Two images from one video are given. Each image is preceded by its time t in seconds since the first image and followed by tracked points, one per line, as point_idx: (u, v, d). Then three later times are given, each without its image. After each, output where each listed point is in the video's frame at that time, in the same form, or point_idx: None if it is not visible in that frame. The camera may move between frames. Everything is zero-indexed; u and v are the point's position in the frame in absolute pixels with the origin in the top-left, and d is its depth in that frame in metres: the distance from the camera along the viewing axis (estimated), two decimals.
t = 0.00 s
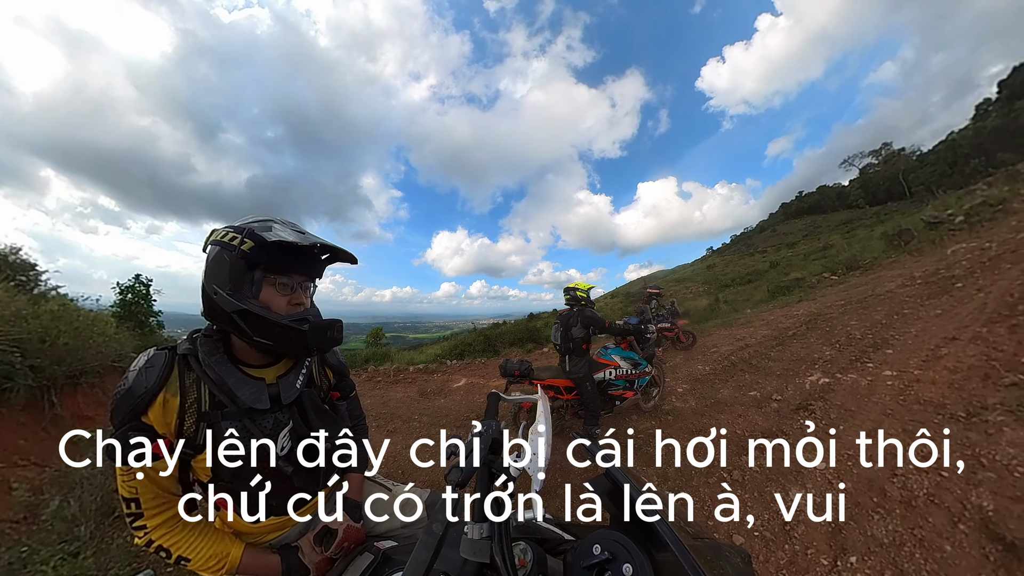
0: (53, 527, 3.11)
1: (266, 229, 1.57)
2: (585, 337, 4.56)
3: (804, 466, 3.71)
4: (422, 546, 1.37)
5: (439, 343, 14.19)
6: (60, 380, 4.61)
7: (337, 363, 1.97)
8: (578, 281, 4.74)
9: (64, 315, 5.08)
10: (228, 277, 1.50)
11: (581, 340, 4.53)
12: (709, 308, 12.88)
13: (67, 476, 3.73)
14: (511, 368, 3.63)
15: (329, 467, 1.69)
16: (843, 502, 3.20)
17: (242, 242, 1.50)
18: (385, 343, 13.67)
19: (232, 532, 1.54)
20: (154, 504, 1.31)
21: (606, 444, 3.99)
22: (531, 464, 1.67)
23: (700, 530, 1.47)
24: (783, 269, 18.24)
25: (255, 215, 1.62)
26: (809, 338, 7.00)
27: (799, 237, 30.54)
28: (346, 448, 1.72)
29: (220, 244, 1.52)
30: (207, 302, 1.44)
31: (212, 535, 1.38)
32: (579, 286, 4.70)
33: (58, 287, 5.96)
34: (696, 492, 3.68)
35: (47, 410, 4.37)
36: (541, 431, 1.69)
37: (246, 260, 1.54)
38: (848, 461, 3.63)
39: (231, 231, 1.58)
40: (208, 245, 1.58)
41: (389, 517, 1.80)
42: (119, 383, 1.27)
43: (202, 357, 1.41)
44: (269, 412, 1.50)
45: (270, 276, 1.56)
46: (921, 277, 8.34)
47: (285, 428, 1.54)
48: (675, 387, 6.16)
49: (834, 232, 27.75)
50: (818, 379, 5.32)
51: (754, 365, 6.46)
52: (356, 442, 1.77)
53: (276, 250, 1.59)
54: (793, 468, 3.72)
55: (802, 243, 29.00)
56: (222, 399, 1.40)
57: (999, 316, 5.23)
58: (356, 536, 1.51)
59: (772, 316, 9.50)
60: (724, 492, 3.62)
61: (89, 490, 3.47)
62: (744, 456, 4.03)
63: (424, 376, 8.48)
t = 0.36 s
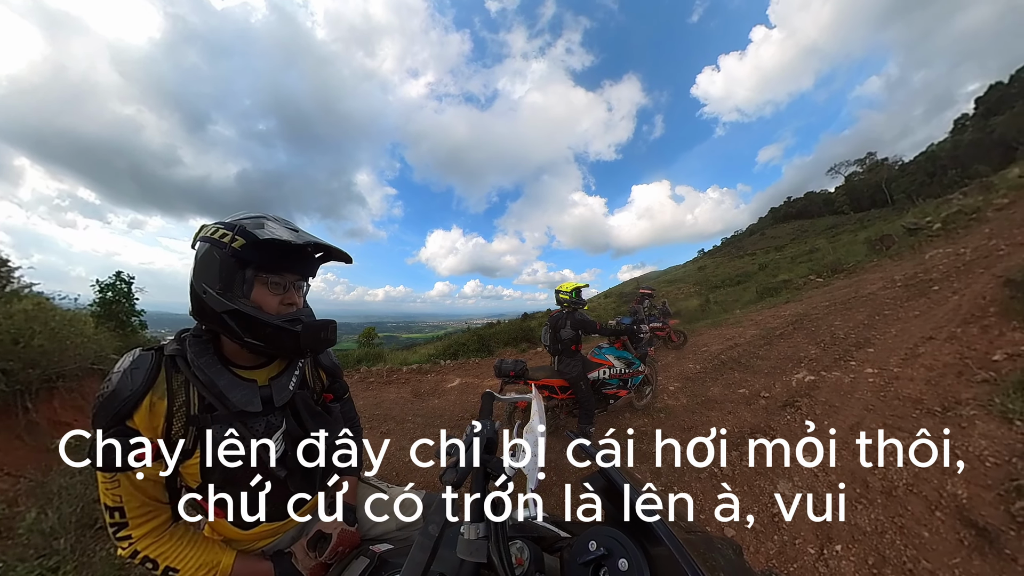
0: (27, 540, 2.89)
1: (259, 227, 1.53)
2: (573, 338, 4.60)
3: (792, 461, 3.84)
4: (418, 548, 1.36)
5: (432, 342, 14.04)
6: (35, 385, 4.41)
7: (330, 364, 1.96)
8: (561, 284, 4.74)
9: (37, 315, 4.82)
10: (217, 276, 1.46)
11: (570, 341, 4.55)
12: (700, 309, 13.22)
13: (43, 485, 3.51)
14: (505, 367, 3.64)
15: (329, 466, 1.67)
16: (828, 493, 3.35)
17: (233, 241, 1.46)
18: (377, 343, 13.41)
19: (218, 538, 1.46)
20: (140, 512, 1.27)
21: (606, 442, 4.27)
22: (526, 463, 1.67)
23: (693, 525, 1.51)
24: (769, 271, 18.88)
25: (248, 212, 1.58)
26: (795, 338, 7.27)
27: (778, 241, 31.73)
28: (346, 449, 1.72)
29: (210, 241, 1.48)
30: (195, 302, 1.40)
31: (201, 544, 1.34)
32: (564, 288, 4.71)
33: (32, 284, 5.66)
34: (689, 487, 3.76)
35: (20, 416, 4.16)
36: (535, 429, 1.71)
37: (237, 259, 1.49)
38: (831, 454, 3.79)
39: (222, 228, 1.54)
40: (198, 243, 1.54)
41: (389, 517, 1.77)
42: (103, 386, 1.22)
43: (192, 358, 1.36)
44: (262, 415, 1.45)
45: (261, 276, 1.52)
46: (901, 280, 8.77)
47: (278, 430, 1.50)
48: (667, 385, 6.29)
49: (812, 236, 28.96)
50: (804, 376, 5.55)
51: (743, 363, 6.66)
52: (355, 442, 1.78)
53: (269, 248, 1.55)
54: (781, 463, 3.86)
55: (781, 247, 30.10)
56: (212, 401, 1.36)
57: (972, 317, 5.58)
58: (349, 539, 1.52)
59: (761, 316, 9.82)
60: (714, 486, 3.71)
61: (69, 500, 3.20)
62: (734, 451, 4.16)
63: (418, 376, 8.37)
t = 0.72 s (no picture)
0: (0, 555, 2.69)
1: (247, 222, 1.47)
2: (567, 338, 4.62)
3: (779, 456, 3.98)
4: (414, 551, 1.34)
5: (425, 342, 13.87)
6: (10, 389, 4.19)
7: (320, 365, 1.93)
8: (553, 285, 4.76)
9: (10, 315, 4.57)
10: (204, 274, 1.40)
11: (564, 342, 4.59)
12: (691, 309, 13.56)
13: (19, 495, 3.31)
14: (497, 367, 3.60)
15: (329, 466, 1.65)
16: (815, 486, 3.48)
17: (218, 236, 1.39)
18: (369, 343, 13.20)
19: (205, 547, 1.42)
20: (123, 523, 1.21)
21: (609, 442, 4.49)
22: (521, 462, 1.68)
23: (687, 521, 1.54)
24: (758, 274, 19.49)
25: (237, 207, 1.52)
26: (783, 338, 7.53)
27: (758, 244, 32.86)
28: (346, 448, 1.72)
29: (196, 236, 1.42)
30: (178, 299, 1.34)
31: (187, 556, 1.30)
32: (556, 289, 4.73)
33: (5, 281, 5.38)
34: (682, 483, 3.84)
35: None
36: (530, 429, 1.72)
37: (224, 255, 1.43)
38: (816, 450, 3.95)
39: (209, 223, 1.48)
40: (181, 238, 1.47)
41: (389, 517, 1.72)
42: (78, 391, 1.15)
43: (175, 361, 1.31)
44: (250, 419, 1.41)
45: (249, 274, 1.46)
46: (882, 284, 9.19)
47: (267, 435, 1.44)
48: (659, 383, 6.43)
49: (791, 240, 30.12)
50: (791, 374, 5.78)
51: (733, 362, 6.87)
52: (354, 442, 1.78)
53: (258, 245, 1.49)
54: (770, 457, 4.00)
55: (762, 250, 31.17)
56: (197, 405, 1.31)
57: (949, 318, 5.91)
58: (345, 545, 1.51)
59: (750, 317, 10.14)
60: (707, 482, 3.81)
61: (44, 514, 2.96)
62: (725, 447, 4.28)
63: (411, 376, 8.26)
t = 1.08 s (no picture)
0: None
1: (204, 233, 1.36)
2: (561, 339, 4.64)
3: (769, 450, 4.12)
4: (410, 555, 1.32)
5: (418, 342, 13.71)
6: None
7: (308, 365, 1.88)
8: (550, 285, 4.80)
9: None
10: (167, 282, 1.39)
11: (558, 342, 4.61)
12: (683, 310, 13.86)
13: None
14: (492, 367, 3.60)
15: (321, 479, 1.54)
16: (804, 481, 3.61)
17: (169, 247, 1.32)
18: (363, 343, 13.02)
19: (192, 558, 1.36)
20: (108, 525, 1.18)
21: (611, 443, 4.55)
22: (516, 462, 1.69)
23: (681, 516, 1.57)
24: (747, 275, 20.06)
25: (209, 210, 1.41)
26: (772, 337, 7.78)
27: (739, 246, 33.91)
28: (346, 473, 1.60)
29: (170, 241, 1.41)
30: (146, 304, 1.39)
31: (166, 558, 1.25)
32: (553, 289, 4.77)
33: None
34: (675, 480, 3.93)
35: None
36: (524, 429, 1.72)
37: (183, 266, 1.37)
38: (802, 445, 4.09)
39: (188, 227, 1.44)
40: (168, 239, 1.50)
41: (383, 521, 1.70)
42: (57, 396, 1.10)
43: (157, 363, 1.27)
44: (234, 420, 1.37)
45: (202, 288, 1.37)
46: (867, 286, 9.58)
47: (253, 435, 1.40)
48: (652, 382, 6.55)
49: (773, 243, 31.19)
50: (780, 373, 5.98)
51: (725, 361, 7.06)
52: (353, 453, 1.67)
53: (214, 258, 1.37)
54: (759, 452, 4.12)
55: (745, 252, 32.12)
56: (181, 407, 1.27)
57: (928, 318, 6.21)
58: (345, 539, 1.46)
59: (740, 317, 10.43)
60: (702, 479, 3.90)
61: (19, 525, 2.76)
62: (717, 444, 4.40)
63: (405, 377, 8.17)
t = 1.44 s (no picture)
0: None
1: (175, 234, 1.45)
2: (562, 338, 4.63)
3: (772, 451, 4.08)
4: (411, 555, 1.33)
5: (421, 342, 13.75)
6: None
7: (311, 357, 1.89)
8: (553, 284, 4.79)
9: None
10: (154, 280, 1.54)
11: (560, 341, 4.60)
12: (685, 309, 13.77)
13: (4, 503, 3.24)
14: (494, 367, 3.62)
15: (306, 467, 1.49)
16: (806, 482, 3.58)
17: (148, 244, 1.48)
18: (365, 343, 13.09)
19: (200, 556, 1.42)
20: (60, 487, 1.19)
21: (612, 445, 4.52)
22: (518, 462, 1.69)
23: (683, 518, 1.56)
24: (750, 275, 19.90)
25: (184, 209, 1.53)
26: (775, 337, 7.70)
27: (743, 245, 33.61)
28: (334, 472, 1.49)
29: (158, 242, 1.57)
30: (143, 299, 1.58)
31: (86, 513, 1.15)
32: (556, 288, 4.75)
33: None
34: (677, 481, 3.91)
35: None
36: (527, 429, 1.73)
37: (163, 263, 1.51)
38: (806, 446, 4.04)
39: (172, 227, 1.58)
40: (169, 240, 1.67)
41: (384, 520, 1.68)
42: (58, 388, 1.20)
43: (152, 361, 1.32)
44: (233, 416, 1.34)
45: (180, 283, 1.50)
46: (872, 286, 9.43)
47: (252, 431, 1.39)
48: (654, 383, 6.51)
49: (778, 242, 30.88)
50: (783, 373, 5.92)
51: (727, 361, 7.00)
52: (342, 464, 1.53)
53: (187, 255, 1.48)
54: (762, 453, 4.08)
55: (750, 252, 31.83)
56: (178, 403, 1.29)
57: (935, 318, 6.11)
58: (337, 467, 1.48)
59: (743, 317, 10.33)
60: (703, 480, 3.87)
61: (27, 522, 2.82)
62: (719, 445, 4.36)
63: (407, 376, 8.19)
